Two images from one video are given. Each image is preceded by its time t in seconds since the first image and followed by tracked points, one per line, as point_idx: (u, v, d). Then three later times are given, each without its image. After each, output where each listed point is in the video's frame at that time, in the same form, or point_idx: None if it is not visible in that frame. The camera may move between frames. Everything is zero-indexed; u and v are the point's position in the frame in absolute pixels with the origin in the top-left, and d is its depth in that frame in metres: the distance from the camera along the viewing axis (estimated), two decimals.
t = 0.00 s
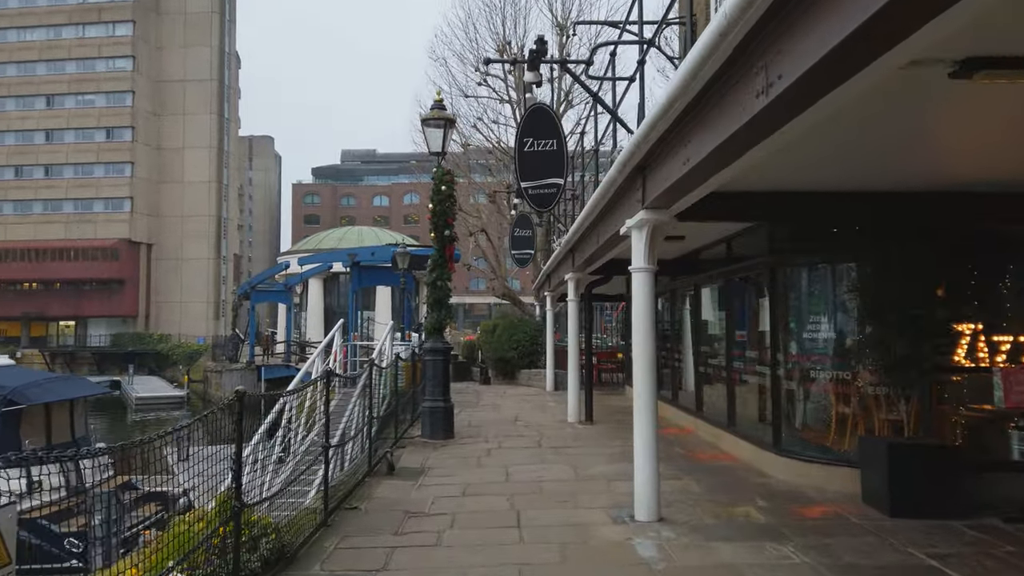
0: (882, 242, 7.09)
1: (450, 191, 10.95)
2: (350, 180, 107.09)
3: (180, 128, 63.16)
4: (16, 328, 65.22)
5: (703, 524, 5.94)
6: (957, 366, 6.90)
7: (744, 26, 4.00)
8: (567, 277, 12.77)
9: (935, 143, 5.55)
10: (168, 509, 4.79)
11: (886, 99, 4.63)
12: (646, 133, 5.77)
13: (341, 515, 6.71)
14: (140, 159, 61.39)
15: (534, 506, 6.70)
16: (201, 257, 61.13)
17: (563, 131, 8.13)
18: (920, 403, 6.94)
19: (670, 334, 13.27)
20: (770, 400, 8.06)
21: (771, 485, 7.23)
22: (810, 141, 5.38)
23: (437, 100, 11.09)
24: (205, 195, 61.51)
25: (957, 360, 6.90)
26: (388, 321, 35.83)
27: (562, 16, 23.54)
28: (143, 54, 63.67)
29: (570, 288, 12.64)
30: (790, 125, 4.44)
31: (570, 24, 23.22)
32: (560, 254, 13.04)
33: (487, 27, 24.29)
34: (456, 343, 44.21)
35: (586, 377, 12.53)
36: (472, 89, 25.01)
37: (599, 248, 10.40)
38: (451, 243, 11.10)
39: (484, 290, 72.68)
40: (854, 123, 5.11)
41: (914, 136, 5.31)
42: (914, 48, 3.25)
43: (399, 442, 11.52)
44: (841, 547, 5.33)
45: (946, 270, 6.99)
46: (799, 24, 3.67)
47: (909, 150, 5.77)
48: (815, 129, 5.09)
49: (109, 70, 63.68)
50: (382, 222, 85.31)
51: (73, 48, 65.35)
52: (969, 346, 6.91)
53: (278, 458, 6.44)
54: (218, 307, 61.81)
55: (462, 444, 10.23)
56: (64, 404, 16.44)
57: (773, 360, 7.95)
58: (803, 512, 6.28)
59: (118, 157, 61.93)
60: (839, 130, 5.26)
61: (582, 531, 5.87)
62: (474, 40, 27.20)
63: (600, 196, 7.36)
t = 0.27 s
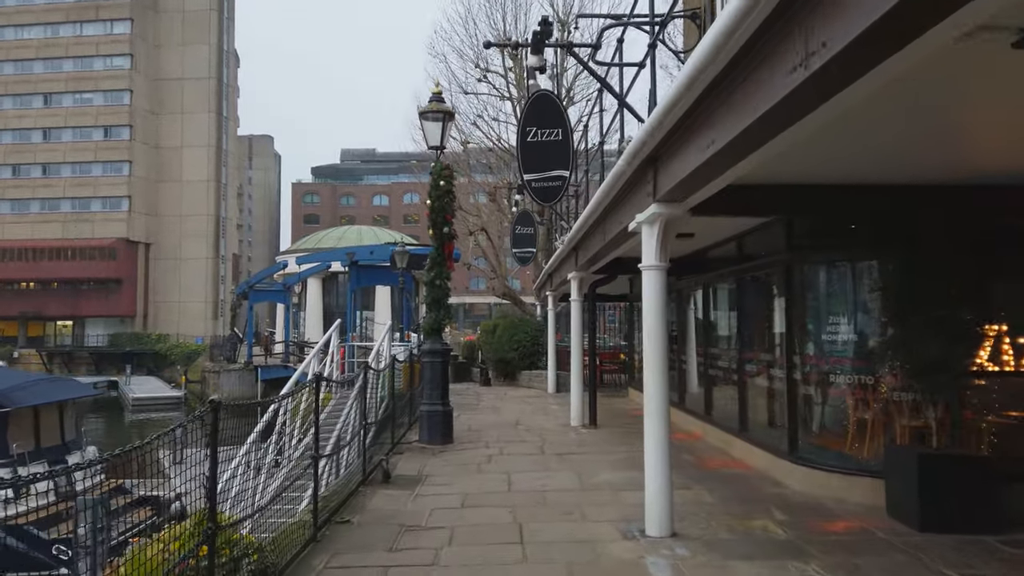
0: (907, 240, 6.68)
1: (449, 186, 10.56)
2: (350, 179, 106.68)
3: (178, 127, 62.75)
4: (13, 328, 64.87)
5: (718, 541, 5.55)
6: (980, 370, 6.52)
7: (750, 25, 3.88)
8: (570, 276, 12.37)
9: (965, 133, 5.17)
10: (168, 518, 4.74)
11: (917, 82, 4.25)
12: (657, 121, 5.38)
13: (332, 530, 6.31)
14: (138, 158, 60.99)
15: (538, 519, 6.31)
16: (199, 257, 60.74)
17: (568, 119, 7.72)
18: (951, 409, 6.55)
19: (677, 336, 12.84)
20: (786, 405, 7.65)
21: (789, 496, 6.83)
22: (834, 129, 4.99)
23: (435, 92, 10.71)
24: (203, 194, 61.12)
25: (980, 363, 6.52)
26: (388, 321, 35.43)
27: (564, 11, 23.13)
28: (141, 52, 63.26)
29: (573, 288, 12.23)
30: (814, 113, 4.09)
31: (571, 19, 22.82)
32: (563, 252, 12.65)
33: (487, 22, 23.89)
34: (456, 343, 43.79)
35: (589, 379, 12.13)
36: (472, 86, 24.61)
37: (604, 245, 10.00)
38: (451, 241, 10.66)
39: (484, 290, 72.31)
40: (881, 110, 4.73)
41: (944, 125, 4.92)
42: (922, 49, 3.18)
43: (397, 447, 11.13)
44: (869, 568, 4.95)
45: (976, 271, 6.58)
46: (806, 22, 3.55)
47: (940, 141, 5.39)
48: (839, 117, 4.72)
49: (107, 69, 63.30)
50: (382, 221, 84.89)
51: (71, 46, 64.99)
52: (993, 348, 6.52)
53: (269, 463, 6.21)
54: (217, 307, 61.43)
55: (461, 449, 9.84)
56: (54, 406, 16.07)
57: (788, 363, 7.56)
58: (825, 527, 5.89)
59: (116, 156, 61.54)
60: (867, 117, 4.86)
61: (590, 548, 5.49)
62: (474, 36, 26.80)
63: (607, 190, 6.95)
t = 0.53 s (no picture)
0: (932, 232, 6.31)
1: (448, 179, 10.16)
2: (350, 179, 106.33)
3: (176, 125, 62.39)
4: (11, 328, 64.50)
5: (737, 553, 5.17)
6: (1005, 370, 6.13)
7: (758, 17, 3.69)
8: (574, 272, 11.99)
9: (1004, 114, 4.75)
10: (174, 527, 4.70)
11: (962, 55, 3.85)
12: (671, 104, 5.01)
13: (324, 539, 5.95)
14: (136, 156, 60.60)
15: (543, 528, 5.94)
16: (198, 256, 60.37)
17: (576, 101, 7.33)
18: (982, 411, 6.19)
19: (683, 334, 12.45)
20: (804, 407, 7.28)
21: (808, 503, 6.45)
22: (861, 112, 4.62)
23: (434, 82, 10.32)
24: (202, 193, 60.73)
25: (1005, 363, 6.13)
26: (387, 320, 35.07)
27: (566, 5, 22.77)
28: (139, 49, 62.89)
29: (576, 285, 11.85)
30: (845, 92, 3.75)
31: (573, 13, 22.45)
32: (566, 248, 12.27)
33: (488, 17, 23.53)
34: (455, 343, 43.48)
35: (593, 379, 11.76)
36: (472, 81, 24.24)
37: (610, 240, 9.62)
38: (450, 235, 10.27)
39: (484, 289, 71.96)
40: (914, 90, 4.36)
41: (978, 106, 4.55)
42: (958, 24, 2.90)
43: (394, 450, 10.76)
44: None
45: (1006, 264, 6.16)
46: (808, 21, 3.49)
47: (978, 124, 4.98)
48: (867, 98, 4.35)
49: (104, 66, 62.94)
50: (382, 221, 84.56)
51: (69, 44, 64.75)
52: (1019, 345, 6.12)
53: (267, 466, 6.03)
54: (215, 306, 61.07)
55: (461, 452, 9.46)
56: (43, 407, 15.68)
57: (805, 362, 7.19)
58: (849, 538, 5.52)
59: (114, 154, 61.18)
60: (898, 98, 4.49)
61: (598, 560, 5.13)
62: (474, 31, 26.43)
63: (616, 179, 6.59)
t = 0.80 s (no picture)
0: (966, 228, 5.98)
1: (448, 173, 9.69)
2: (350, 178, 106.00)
3: (175, 124, 62.07)
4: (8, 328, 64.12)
5: (760, 572, 4.81)
6: None
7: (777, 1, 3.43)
8: (578, 271, 11.62)
9: None
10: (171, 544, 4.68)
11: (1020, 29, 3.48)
12: (689, 87, 4.62)
13: (316, 554, 5.59)
14: (134, 156, 60.27)
15: (550, 543, 5.57)
16: (196, 255, 60.01)
17: (586, 85, 6.97)
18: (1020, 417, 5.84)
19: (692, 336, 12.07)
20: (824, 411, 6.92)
21: (831, 515, 6.08)
22: (894, 95, 4.27)
23: (433, 72, 9.92)
24: (201, 192, 60.36)
25: None
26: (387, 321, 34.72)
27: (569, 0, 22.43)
28: (138, 48, 62.56)
29: (581, 284, 11.46)
30: (883, 72, 3.41)
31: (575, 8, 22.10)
32: (571, 246, 11.90)
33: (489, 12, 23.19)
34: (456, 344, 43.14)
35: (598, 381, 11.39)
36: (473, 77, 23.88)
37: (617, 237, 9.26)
38: (451, 231, 9.85)
39: (485, 290, 71.71)
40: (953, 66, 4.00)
41: None
42: None
43: (393, 455, 10.37)
44: None
45: None
46: None
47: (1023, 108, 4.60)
48: (903, 80, 4.00)
49: (102, 65, 62.62)
50: (382, 221, 84.27)
51: (67, 43, 64.44)
52: None
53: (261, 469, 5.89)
54: (214, 306, 60.72)
55: (463, 457, 9.08)
56: (32, 410, 15.30)
57: (825, 364, 6.82)
58: (880, 554, 5.15)
59: (112, 154, 60.83)
60: (943, 78, 4.11)
61: None
62: (474, 27, 26.08)
63: (628, 168, 6.21)
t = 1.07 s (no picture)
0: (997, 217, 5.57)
1: (446, 164, 9.27)
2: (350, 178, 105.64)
3: (173, 122, 61.70)
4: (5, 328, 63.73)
5: None
6: None
7: None
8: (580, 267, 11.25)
9: None
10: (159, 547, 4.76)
11: None
12: (699, 66, 4.23)
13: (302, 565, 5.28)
14: (132, 154, 59.91)
15: (552, 554, 5.21)
16: (194, 255, 59.62)
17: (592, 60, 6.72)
18: None
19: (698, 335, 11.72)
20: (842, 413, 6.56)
21: (851, 525, 5.72)
22: (927, 68, 3.90)
23: (432, 60, 9.56)
24: (198, 191, 60.00)
25: None
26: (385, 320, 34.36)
27: None
28: (136, 46, 62.18)
29: (583, 281, 11.07)
30: (914, 46, 3.06)
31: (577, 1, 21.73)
32: (572, 242, 11.52)
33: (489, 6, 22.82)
34: (456, 343, 42.80)
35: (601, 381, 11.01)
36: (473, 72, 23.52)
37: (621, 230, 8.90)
38: (449, 225, 9.43)
39: (485, 290, 71.41)
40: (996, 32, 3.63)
41: None
42: None
43: (388, 458, 10.00)
44: None
45: None
46: None
47: None
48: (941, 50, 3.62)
49: (100, 63, 62.25)
50: (382, 220, 83.93)
51: (65, 41, 64.11)
52: None
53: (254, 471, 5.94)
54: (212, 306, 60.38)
55: (460, 460, 8.72)
56: (19, 410, 14.91)
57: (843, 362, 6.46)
58: (907, 567, 4.79)
59: (110, 152, 60.47)
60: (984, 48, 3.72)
61: None
62: (474, 22, 25.70)
63: (637, 152, 5.83)
